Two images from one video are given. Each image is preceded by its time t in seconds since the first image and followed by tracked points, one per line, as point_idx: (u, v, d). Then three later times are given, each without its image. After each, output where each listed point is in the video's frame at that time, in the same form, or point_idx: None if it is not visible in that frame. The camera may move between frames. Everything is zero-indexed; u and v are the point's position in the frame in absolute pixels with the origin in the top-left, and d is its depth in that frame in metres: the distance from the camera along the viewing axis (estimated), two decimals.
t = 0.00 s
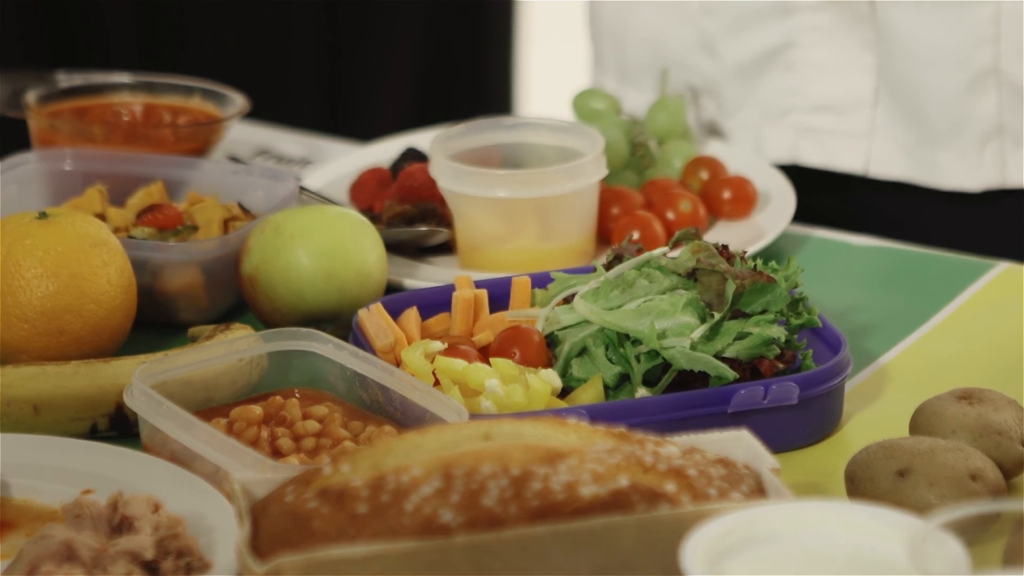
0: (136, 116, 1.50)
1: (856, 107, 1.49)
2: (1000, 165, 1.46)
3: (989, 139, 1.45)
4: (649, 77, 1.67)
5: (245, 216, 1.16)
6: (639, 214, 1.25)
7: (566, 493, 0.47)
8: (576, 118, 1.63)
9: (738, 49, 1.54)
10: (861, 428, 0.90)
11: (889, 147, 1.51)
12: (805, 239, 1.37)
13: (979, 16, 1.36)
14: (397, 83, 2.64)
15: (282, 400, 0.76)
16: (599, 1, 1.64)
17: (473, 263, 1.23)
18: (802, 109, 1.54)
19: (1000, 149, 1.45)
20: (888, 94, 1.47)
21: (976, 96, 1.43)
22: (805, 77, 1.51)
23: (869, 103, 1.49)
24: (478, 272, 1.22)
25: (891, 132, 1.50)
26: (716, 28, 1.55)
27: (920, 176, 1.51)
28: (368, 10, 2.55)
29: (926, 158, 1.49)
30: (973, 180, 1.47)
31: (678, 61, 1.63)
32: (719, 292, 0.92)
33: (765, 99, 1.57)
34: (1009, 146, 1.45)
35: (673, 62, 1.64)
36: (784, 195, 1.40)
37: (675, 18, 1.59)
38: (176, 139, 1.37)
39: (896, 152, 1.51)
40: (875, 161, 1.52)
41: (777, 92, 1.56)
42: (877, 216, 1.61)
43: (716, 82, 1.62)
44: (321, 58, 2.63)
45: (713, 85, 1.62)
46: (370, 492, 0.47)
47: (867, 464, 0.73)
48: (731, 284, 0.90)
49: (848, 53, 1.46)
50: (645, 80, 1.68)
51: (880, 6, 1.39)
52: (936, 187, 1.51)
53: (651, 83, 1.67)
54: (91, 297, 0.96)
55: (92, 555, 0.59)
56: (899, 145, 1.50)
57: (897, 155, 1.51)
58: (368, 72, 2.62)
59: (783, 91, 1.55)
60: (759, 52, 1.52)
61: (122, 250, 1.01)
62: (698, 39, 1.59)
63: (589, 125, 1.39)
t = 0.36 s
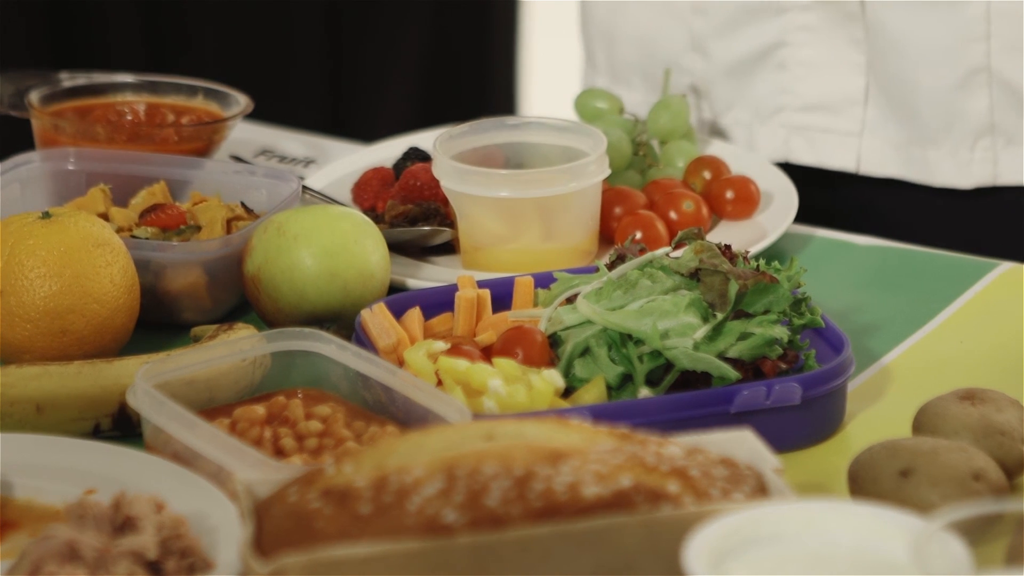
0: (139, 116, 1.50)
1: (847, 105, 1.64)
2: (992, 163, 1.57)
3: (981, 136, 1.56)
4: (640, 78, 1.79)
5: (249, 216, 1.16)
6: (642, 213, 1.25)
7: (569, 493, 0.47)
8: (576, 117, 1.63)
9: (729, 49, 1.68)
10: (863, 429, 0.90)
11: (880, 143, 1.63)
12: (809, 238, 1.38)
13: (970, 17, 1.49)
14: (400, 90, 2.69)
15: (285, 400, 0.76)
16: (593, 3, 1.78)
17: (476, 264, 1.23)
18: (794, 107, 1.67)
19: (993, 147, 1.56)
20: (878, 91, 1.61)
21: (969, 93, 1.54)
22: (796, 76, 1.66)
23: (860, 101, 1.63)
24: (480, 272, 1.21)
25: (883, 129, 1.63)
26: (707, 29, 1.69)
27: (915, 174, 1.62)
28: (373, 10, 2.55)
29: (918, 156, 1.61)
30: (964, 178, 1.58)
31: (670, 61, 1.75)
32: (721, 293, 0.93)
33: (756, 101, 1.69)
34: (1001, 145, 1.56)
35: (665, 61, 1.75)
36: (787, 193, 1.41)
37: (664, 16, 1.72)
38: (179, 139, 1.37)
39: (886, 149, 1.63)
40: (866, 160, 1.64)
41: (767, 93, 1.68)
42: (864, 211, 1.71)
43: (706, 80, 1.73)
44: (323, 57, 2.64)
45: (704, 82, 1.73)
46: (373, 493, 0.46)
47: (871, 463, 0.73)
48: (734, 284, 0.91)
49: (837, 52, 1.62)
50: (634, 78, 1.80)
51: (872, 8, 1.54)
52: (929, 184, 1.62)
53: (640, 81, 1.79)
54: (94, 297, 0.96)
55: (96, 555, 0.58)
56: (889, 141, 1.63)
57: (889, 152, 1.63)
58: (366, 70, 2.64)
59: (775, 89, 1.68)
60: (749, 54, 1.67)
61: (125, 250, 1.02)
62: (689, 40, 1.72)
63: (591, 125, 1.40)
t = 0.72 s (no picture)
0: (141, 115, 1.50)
1: (827, 101, 1.66)
2: (969, 158, 1.60)
3: (959, 132, 1.59)
4: (621, 74, 1.83)
5: (251, 215, 1.16)
6: (644, 213, 1.25)
7: (572, 493, 0.47)
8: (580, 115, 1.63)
9: (709, 46, 1.71)
10: (866, 428, 0.90)
11: (861, 139, 1.66)
12: (811, 237, 1.37)
13: (945, 13, 1.52)
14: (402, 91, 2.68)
15: (287, 399, 0.76)
16: (579, 2, 1.81)
17: (479, 263, 1.23)
18: (772, 104, 1.69)
19: (971, 142, 1.60)
20: (858, 88, 1.64)
21: (946, 88, 1.58)
22: (775, 73, 1.68)
23: (839, 97, 1.66)
24: (483, 272, 1.21)
25: (862, 126, 1.65)
26: (687, 27, 1.72)
27: (894, 169, 1.65)
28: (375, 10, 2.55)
29: (897, 151, 1.64)
30: (943, 173, 1.61)
31: (649, 58, 1.78)
32: (723, 292, 0.92)
33: (738, 97, 1.72)
34: (979, 140, 1.60)
35: (646, 59, 1.79)
36: (789, 193, 1.40)
37: (648, 17, 1.75)
38: (182, 138, 1.37)
39: (867, 145, 1.66)
40: (846, 157, 1.67)
41: (747, 90, 1.71)
42: (856, 208, 1.72)
43: (687, 76, 1.76)
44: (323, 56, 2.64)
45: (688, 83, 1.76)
46: (376, 493, 0.47)
47: (873, 462, 0.73)
48: (736, 284, 0.91)
49: (817, 49, 1.64)
50: (614, 75, 1.84)
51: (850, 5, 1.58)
52: (908, 179, 1.65)
53: (622, 77, 1.83)
54: (97, 297, 0.96)
55: (98, 554, 0.59)
56: (869, 138, 1.66)
57: (869, 148, 1.66)
58: (364, 69, 2.65)
59: (755, 85, 1.70)
60: (729, 51, 1.70)
61: (128, 249, 1.02)
62: (670, 37, 1.75)
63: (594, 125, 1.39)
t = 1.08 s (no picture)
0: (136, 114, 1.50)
1: (814, 99, 1.67)
2: (959, 155, 1.60)
3: (948, 129, 1.59)
4: (607, 72, 1.83)
5: (245, 214, 1.17)
6: (639, 212, 1.25)
7: (567, 492, 0.47)
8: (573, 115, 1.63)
9: (696, 46, 1.71)
10: (860, 427, 0.90)
11: (849, 137, 1.67)
12: (806, 236, 1.38)
13: (933, 11, 1.53)
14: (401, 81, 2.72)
15: (282, 399, 0.76)
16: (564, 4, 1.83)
17: (474, 263, 1.23)
18: (760, 103, 1.70)
19: (961, 139, 1.60)
20: (846, 86, 1.65)
21: (935, 86, 1.58)
22: (762, 72, 1.68)
23: (827, 95, 1.66)
24: (479, 271, 1.21)
25: (851, 123, 1.66)
26: (674, 27, 1.72)
27: (881, 166, 1.66)
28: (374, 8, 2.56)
29: (886, 148, 1.64)
30: (933, 170, 1.62)
31: (636, 58, 1.78)
32: (718, 291, 0.92)
33: (725, 95, 1.72)
34: (968, 138, 1.60)
35: (632, 61, 1.79)
36: (784, 191, 1.41)
37: (636, 18, 1.76)
38: (177, 137, 1.37)
39: (856, 143, 1.66)
40: (833, 155, 1.68)
41: (733, 88, 1.71)
42: (846, 208, 1.73)
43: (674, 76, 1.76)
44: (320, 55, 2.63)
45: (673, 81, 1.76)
46: (370, 492, 0.46)
47: (868, 460, 0.73)
48: (731, 283, 0.91)
49: (805, 46, 1.64)
50: (599, 74, 1.85)
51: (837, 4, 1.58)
52: (897, 176, 1.65)
53: (607, 76, 1.84)
54: (92, 296, 0.96)
55: (92, 554, 0.59)
56: (858, 136, 1.66)
57: (859, 146, 1.66)
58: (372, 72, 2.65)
59: (742, 84, 1.70)
60: (716, 49, 1.70)
61: (122, 248, 1.02)
62: (657, 37, 1.75)
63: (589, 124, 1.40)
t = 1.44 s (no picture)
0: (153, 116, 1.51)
1: (826, 103, 1.66)
2: (971, 158, 1.60)
3: (961, 132, 1.59)
4: (619, 76, 1.84)
5: (262, 216, 1.16)
6: (656, 214, 1.25)
7: (584, 494, 0.47)
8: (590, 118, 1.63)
9: (707, 49, 1.72)
10: (878, 430, 0.90)
11: (860, 140, 1.66)
12: (823, 240, 1.37)
13: (945, 13, 1.52)
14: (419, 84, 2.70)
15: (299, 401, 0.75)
16: (576, 9, 1.83)
17: (491, 265, 1.23)
18: (772, 106, 1.70)
19: (973, 143, 1.59)
20: (857, 89, 1.64)
21: (947, 89, 1.57)
22: (773, 75, 1.68)
23: (838, 99, 1.66)
24: (496, 273, 1.21)
25: (863, 126, 1.66)
26: (685, 30, 1.73)
27: (893, 169, 1.65)
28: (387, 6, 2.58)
29: (898, 152, 1.64)
30: (945, 173, 1.61)
31: (648, 62, 1.79)
32: (735, 294, 0.93)
33: (738, 97, 1.72)
34: (981, 141, 1.59)
35: (645, 64, 1.79)
36: (801, 194, 1.40)
37: (647, 23, 1.76)
38: (193, 139, 1.38)
39: (868, 147, 1.66)
40: (846, 157, 1.68)
41: (745, 92, 1.71)
42: (860, 211, 1.72)
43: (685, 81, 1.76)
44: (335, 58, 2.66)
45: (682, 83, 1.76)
46: (388, 494, 0.46)
47: (886, 464, 0.73)
48: (748, 285, 0.91)
49: (816, 49, 1.64)
50: (612, 79, 1.85)
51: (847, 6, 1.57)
52: (909, 179, 1.65)
53: (619, 80, 1.84)
54: (109, 297, 0.97)
55: (110, 554, 0.58)
56: (869, 139, 1.66)
57: (870, 149, 1.66)
58: (385, 76, 2.67)
59: (754, 87, 1.70)
60: (728, 53, 1.70)
61: (139, 250, 1.02)
62: (669, 41, 1.76)
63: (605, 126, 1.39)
